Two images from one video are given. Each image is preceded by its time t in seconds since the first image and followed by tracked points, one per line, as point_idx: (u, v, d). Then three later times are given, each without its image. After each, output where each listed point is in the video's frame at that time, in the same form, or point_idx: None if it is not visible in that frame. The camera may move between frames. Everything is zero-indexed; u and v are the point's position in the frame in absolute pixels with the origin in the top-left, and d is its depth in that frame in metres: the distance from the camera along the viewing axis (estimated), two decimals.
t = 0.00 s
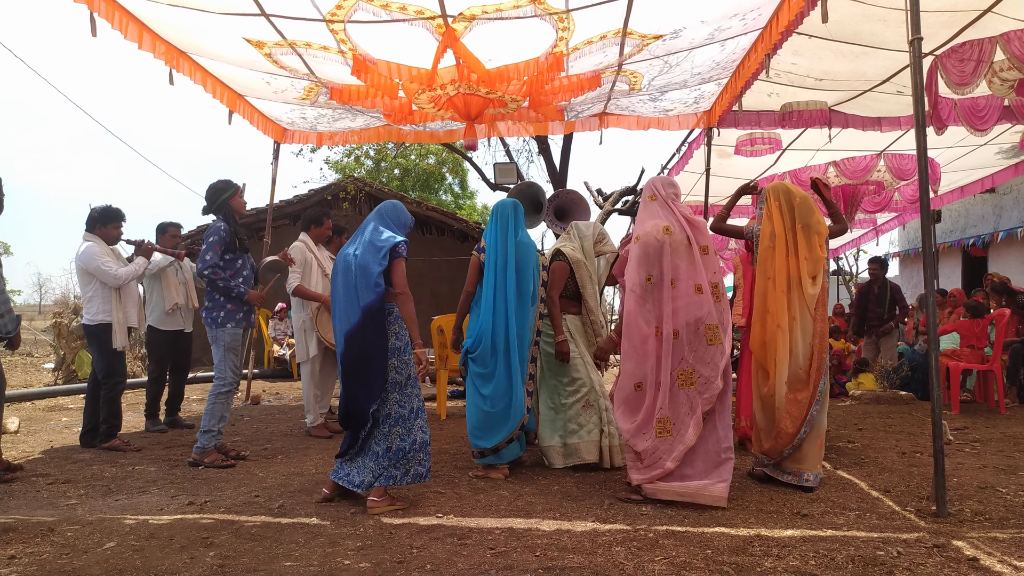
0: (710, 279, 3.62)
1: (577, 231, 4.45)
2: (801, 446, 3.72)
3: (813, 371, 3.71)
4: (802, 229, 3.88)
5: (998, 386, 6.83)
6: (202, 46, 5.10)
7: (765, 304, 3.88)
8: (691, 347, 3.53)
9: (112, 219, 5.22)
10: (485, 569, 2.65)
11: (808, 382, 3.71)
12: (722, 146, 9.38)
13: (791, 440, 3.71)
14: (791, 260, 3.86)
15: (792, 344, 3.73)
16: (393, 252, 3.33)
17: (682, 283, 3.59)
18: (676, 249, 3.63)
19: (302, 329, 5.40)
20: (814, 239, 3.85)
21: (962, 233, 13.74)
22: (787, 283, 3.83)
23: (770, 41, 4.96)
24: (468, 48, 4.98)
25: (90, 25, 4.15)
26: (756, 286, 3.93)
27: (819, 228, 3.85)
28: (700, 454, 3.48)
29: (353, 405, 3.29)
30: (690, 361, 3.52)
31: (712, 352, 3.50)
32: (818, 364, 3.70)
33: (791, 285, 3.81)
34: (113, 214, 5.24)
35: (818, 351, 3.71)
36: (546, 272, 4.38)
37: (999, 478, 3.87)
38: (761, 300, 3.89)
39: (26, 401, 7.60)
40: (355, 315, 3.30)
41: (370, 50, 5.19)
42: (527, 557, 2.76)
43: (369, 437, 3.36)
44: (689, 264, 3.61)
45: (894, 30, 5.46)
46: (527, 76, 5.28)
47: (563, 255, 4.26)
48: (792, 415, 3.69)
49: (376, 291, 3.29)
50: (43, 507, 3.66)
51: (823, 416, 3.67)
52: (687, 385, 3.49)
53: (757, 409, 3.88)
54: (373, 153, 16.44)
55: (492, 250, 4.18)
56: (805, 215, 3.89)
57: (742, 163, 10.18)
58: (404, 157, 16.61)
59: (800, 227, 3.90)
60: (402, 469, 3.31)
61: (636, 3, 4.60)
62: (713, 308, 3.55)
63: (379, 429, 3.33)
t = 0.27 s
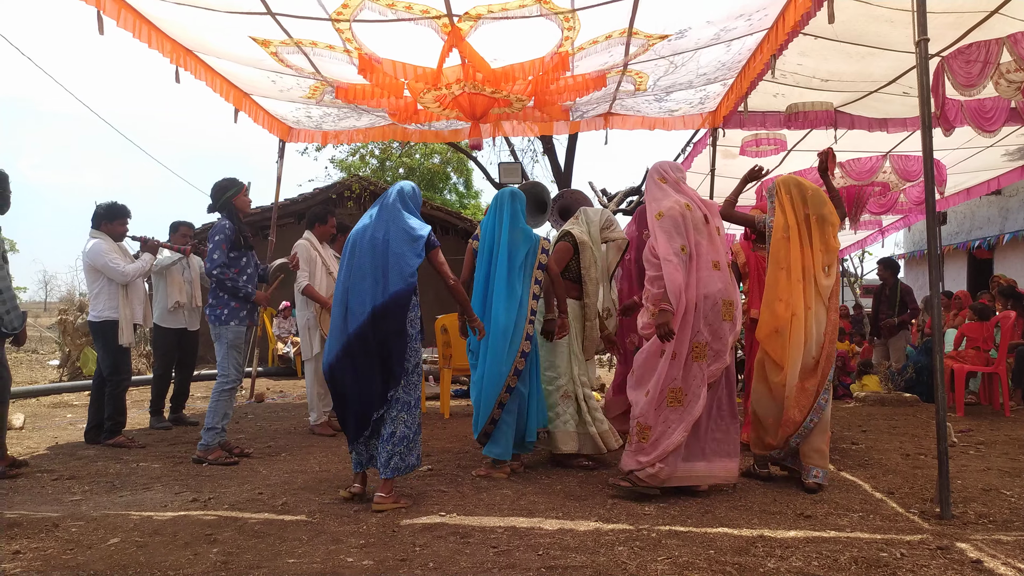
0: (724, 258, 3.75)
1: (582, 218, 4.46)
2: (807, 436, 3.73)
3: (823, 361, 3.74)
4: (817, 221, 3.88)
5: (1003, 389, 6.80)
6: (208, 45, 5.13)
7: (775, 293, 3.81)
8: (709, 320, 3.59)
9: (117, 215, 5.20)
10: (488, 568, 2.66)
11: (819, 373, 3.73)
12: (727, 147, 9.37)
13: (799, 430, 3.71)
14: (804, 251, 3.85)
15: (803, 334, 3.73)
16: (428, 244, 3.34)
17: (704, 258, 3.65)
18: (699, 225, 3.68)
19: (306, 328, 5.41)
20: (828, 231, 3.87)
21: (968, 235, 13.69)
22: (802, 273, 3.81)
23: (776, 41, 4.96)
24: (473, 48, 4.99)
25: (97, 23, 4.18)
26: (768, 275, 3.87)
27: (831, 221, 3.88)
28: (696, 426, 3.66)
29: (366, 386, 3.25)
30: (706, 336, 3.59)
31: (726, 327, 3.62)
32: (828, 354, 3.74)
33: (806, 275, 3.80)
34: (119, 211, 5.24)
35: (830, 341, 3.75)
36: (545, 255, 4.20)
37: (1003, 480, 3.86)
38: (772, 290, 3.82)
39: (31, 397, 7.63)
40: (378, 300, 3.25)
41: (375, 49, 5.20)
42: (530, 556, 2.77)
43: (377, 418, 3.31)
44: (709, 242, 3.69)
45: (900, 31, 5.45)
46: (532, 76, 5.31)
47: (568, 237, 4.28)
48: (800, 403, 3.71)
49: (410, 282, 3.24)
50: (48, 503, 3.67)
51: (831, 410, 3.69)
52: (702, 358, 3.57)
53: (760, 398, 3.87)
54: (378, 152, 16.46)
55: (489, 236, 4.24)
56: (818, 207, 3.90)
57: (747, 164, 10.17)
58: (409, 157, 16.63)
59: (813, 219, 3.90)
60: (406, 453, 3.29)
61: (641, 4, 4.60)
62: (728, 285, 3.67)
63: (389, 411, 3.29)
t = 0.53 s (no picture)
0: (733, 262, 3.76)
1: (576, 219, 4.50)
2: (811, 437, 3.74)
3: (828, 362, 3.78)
4: (813, 221, 3.96)
5: (999, 385, 6.81)
6: (205, 36, 5.10)
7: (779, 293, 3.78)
8: (724, 326, 3.58)
9: (116, 208, 5.21)
10: (484, 561, 2.66)
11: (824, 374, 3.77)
12: (726, 142, 9.36)
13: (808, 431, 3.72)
14: (804, 251, 3.89)
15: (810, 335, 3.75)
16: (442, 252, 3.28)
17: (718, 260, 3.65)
18: (711, 229, 3.71)
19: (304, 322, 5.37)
20: (824, 230, 3.96)
21: (966, 232, 13.70)
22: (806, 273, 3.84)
23: (776, 35, 4.93)
24: (472, 40, 4.96)
25: (93, 13, 4.15)
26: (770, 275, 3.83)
27: (828, 222, 3.99)
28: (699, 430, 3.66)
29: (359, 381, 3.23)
30: (719, 340, 3.58)
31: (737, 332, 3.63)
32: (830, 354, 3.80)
33: (807, 275, 3.83)
34: (118, 203, 5.24)
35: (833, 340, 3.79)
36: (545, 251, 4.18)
37: (999, 476, 3.87)
38: (775, 290, 3.79)
39: (28, 389, 7.62)
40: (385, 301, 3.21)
41: (373, 41, 5.17)
42: (526, 549, 2.77)
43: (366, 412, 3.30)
44: (721, 246, 3.71)
45: (900, 26, 5.43)
46: (531, 69, 5.25)
47: (559, 242, 4.36)
48: (808, 403, 3.72)
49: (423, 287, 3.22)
50: (44, 494, 3.67)
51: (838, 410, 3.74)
52: (714, 363, 3.57)
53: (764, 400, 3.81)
54: (376, 146, 16.42)
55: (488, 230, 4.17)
56: (811, 207, 3.97)
57: (746, 159, 10.15)
58: (407, 150, 16.59)
59: (808, 219, 3.96)
60: (402, 452, 3.29)
61: None
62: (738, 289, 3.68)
63: (382, 406, 3.28)
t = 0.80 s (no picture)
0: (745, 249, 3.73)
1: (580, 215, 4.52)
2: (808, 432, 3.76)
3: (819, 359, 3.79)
4: (800, 216, 3.94)
5: (1007, 385, 6.78)
6: (214, 30, 5.11)
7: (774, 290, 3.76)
8: (734, 306, 3.54)
9: (127, 201, 5.24)
10: (489, 555, 2.67)
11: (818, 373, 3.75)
12: (734, 139, 9.34)
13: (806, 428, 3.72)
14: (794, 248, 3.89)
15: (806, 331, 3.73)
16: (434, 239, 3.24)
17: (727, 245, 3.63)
18: (723, 213, 3.67)
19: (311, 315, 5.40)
20: (810, 225, 3.95)
21: (974, 231, 13.62)
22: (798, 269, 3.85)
23: (785, 32, 4.91)
24: (480, 35, 4.96)
25: (103, 7, 4.17)
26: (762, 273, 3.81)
27: (813, 217, 3.96)
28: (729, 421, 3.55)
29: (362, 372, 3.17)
30: (729, 322, 3.53)
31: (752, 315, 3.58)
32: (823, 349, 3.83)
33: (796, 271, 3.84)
34: (129, 197, 5.27)
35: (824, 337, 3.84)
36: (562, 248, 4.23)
37: (1006, 475, 3.86)
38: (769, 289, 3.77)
39: (36, 380, 7.67)
40: (387, 292, 3.22)
41: (382, 36, 5.16)
42: (531, 544, 2.78)
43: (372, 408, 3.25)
44: (733, 230, 3.69)
45: (911, 24, 5.40)
46: (539, 64, 5.31)
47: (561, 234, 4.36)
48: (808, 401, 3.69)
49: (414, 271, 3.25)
50: (53, 485, 3.70)
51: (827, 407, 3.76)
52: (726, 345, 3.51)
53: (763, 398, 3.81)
54: (383, 141, 16.43)
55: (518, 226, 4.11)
56: (801, 202, 3.94)
57: (754, 156, 10.12)
58: (415, 145, 16.62)
59: (797, 215, 3.94)
60: (407, 445, 3.28)
61: None
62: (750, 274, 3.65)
63: (385, 400, 3.25)
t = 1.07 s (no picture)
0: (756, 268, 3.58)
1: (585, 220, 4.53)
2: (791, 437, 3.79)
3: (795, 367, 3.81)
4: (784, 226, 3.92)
5: (1014, 387, 6.74)
6: (223, 23, 5.12)
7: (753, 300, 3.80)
8: (738, 331, 3.44)
9: (139, 194, 5.25)
10: (492, 551, 2.67)
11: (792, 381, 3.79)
12: (742, 137, 9.30)
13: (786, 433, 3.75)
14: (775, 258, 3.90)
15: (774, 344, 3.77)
16: (384, 222, 3.19)
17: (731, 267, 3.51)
18: (729, 234, 3.54)
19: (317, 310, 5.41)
20: (796, 234, 3.92)
21: (983, 232, 13.55)
22: (771, 281, 3.84)
23: (796, 29, 4.88)
24: (489, 30, 4.95)
25: None
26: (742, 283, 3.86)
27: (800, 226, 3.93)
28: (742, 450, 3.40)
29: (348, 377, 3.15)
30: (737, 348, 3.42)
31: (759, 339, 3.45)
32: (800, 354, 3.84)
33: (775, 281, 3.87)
34: (142, 190, 5.28)
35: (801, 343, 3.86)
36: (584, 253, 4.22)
37: (1012, 478, 3.84)
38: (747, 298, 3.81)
39: (44, 371, 7.72)
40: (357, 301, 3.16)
41: (390, 30, 5.15)
42: (534, 540, 2.78)
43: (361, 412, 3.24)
44: (740, 251, 3.53)
45: (922, 22, 5.36)
46: (547, 60, 5.30)
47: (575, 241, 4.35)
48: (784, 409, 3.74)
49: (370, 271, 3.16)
50: (59, 475, 3.72)
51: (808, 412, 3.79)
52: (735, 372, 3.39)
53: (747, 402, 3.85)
54: (390, 135, 16.45)
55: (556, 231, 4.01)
56: (786, 211, 3.92)
57: (762, 155, 10.09)
58: (422, 140, 16.65)
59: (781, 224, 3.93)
60: (400, 446, 3.27)
61: None
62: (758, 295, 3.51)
63: (371, 405, 3.25)
